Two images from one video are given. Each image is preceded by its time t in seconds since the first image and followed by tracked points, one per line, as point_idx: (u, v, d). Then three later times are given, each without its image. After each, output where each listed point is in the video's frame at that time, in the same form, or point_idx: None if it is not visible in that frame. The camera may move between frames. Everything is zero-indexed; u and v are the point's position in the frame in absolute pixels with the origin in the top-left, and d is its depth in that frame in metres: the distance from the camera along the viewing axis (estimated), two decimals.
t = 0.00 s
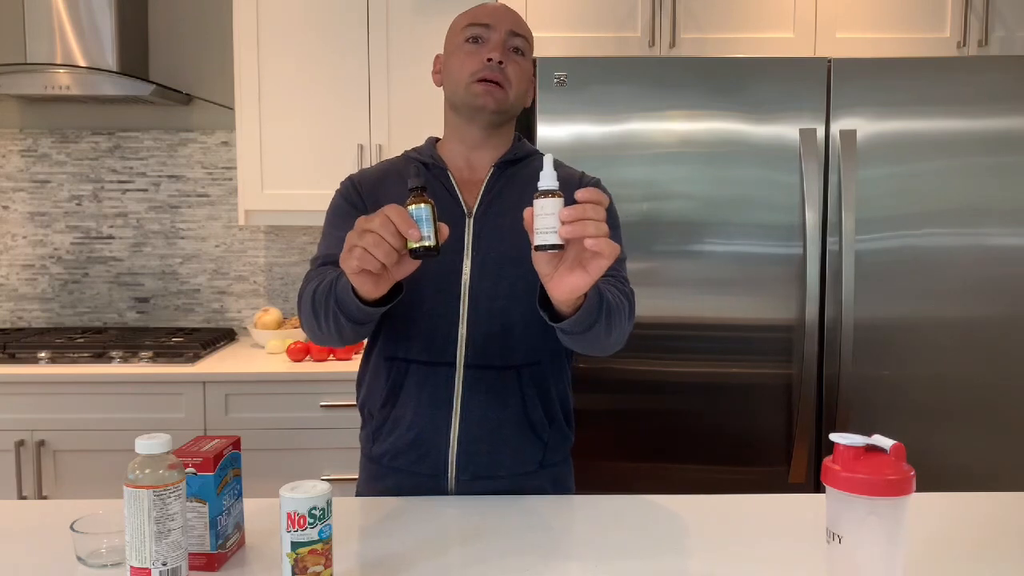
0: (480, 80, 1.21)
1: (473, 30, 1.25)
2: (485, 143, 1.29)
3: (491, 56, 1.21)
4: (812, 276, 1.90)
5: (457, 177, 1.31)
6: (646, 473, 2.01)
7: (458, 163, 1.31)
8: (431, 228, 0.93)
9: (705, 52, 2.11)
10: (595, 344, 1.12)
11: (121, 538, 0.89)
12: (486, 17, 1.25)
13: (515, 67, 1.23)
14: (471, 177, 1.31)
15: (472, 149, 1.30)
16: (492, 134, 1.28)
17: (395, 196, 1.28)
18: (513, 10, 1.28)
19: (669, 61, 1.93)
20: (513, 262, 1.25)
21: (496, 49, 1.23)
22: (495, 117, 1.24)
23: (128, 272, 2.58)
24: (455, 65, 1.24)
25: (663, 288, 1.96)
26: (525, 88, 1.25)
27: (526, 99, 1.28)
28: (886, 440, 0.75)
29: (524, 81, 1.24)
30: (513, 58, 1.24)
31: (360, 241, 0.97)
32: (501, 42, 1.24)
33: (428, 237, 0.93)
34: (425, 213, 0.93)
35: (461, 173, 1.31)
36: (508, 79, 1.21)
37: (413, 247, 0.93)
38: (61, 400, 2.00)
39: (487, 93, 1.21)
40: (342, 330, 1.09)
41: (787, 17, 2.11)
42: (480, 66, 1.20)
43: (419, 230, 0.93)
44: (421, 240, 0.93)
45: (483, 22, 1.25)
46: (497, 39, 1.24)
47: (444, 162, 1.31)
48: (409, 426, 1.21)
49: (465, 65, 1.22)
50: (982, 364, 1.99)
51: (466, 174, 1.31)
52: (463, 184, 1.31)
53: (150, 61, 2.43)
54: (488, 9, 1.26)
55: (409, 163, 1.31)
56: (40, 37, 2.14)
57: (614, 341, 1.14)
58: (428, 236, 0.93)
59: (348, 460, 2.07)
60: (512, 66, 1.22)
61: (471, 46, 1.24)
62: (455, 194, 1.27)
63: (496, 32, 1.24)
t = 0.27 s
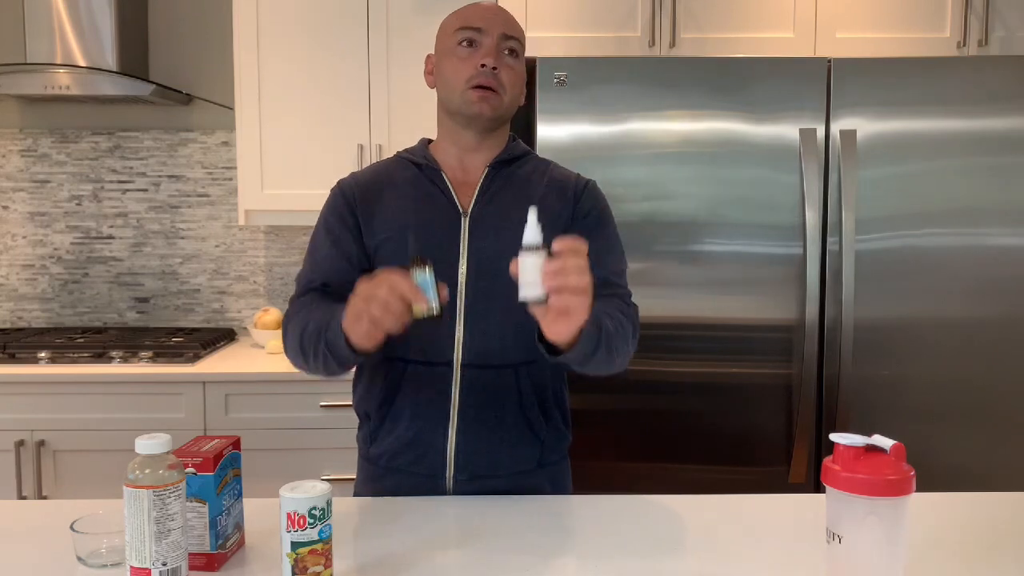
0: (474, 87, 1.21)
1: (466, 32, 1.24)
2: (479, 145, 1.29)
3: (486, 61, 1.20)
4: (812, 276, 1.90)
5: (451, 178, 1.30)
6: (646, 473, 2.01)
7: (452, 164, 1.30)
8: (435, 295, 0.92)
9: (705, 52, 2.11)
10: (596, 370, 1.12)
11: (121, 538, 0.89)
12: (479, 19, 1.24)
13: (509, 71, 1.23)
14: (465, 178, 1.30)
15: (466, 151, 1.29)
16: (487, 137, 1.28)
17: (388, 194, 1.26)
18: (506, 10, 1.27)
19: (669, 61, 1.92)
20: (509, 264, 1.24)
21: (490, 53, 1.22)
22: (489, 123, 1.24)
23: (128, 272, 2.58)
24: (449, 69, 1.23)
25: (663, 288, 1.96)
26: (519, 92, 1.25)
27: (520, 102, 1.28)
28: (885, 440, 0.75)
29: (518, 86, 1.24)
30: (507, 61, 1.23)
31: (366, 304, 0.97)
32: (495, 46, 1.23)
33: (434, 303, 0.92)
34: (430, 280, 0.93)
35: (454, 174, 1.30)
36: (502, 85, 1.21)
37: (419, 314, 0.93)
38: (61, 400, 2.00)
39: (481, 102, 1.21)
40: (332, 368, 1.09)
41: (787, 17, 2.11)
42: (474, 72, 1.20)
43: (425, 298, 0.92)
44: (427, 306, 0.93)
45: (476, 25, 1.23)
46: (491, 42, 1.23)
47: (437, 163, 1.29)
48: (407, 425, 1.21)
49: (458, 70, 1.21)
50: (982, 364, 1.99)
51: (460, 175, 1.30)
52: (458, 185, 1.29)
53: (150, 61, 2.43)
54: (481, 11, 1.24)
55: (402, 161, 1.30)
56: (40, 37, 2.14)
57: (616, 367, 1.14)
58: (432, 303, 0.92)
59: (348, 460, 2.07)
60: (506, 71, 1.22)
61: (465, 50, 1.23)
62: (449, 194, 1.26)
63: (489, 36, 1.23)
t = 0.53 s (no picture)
0: (473, 82, 1.20)
1: (465, 28, 1.23)
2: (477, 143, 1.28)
3: (484, 57, 1.20)
4: (812, 276, 1.90)
5: (449, 178, 1.28)
6: (646, 473, 2.01)
7: (449, 163, 1.29)
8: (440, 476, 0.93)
9: (705, 52, 2.11)
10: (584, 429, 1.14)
11: (121, 538, 0.89)
12: (477, 15, 1.24)
13: (507, 68, 1.22)
14: (463, 177, 1.29)
15: (463, 150, 1.28)
16: (485, 134, 1.27)
17: (386, 197, 1.24)
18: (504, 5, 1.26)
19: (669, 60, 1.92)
20: (509, 269, 1.22)
21: (489, 49, 1.21)
22: (487, 119, 1.23)
23: (128, 273, 2.58)
24: (447, 65, 1.22)
25: (663, 288, 1.96)
26: (517, 88, 1.24)
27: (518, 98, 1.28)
28: (886, 439, 0.75)
29: (517, 82, 1.24)
30: (506, 57, 1.23)
31: (377, 477, 0.97)
32: (493, 42, 1.22)
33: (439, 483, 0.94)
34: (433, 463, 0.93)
35: (451, 174, 1.29)
36: (501, 81, 1.21)
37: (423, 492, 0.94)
38: (61, 400, 2.00)
39: (480, 96, 1.20)
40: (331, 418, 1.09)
41: (787, 17, 2.11)
42: (473, 68, 1.19)
43: (430, 480, 0.93)
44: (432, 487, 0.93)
45: (475, 21, 1.23)
46: (489, 38, 1.22)
47: (433, 162, 1.28)
48: (409, 425, 1.22)
49: (457, 66, 1.21)
50: (981, 364, 1.99)
51: (458, 175, 1.29)
52: (455, 186, 1.28)
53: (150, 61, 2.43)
54: (479, 7, 1.24)
55: (400, 162, 1.28)
56: (40, 37, 2.14)
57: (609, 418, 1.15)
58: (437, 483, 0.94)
59: (348, 460, 2.07)
60: (504, 67, 1.21)
61: (464, 46, 1.23)
62: (446, 194, 1.25)
63: (488, 32, 1.23)
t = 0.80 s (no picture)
0: (476, 85, 1.20)
1: (464, 31, 1.23)
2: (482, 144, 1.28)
3: (485, 58, 1.20)
4: (812, 276, 1.90)
5: (454, 181, 1.28)
6: (647, 473, 2.01)
7: (454, 165, 1.29)
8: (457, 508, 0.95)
9: (705, 52, 2.11)
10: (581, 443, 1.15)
11: (121, 538, 0.89)
12: (475, 16, 1.23)
13: (509, 67, 1.22)
14: (469, 179, 1.28)
15: (468, 152, 1.28)
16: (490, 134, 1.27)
17: (392, 198, 1.24)
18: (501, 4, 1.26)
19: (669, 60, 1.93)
20: (514, 271, 1.21)
21: (489, 50, 1.21)
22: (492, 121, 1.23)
23: (129, 273, 2.58)
24: (449, 68, 1.22)
25: (663, 288, 1.96)
26: (520, 87, 1.24)
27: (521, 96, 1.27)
28: (886, 439, 0.75)
29: (519, 80, 1.24)
30: (506, 57, 1.23)
31: (394, 499, 0.97)
32: (493, 43, 1.22)
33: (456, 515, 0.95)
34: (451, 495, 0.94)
35: (457, 176, 1.28)
36: (504, 81, 1.21)
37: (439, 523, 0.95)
38: (61, 400, 2.00)
39: (484, 99, 1.21)
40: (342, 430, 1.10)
41: (787, 17, 2.11)
42: (475, 70, 1.19)
43: (447, 513, 0.94)
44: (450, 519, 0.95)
45: (473, 23, 1.23)
46: (489, 39, 1.22)
47: (439, 164, 1.28)
48: (414, 427, 1.23)
49: (459, 69, 1.21)
50: (982, 364, 1.99)
51: (464, 177, 1.28)
52: (461, 188, 1.27)
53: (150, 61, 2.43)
54: (476, 8, 1.24)
55: (406, 164, 1.28)
56: (40, 37, 2.14)
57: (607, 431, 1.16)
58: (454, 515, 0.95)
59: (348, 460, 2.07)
60: (506, 67, 1.21)
61: (464, 48, 1.22)
62: (452, 197, 1.24)
63: (487, 33, 1.23)
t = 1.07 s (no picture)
0: (475, 83, 1.19)
1: (455, 33, 1.23)
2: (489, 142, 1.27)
3: (480, 56, 1.19)
4: (812, 276, 1.90)
5: (462, 181, 1.27)
6: (647, 473, 2.01)
7: (461, 165, 1.28)
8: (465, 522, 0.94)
9: (705, 52, 2.11)
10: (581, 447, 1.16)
11: (121, 538, 0.89)
12: (464, 17, 1.23)
13: (506, 61, 1.21)
14: (478, 178, 1.27)
15: (475, 151, 1.27)
16: (495, 132, 1.27)
17: (399, 198, 1.24)
18: None
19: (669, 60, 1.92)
20: (519, 271, 1.21)
21: (483, 47, 1.20)
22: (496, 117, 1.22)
23: (129, 273, 2.59)
24: (447, 72, 1.22)
25: (662, 289, 1.96)
26: (520, 78, 1.22)
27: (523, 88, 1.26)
28: (886, 440, 0.75)
29: (519, 72, 1.22)
30: (502, 51, 1.21)
31: (404, 510, 0.96)
32: (486, 40, 1.21)
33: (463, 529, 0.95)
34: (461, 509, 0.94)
35: (465, 176, 1.27)
36: (502, 75, 1.20)
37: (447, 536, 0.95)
38: (61, 400, 2.00)
39: (486, 96, 1.19)
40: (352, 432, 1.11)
41: (786, 17, 2.11)
42: (472, 69, 1.18)
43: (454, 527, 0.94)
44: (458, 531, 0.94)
45: (463, 24, 1.22)
46: (481, 37, 1.21)
47: (446, 162, 1.27)
48: (420, 427, 1.23)
49: (456, 71, 1.20)
50: (982, 364, 1.99)
51: (472, 177, 1.27)
52: (468, 188, 1.27)
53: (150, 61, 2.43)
54: (464, 9, 1.23)
55: (413, 163, 1.27)
56: (40, 37, 2.14)
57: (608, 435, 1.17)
58: (461, 528, 0.94)
59: (348, 460, 2.07)
60: (502, 61, 1.20)
61: (458, 50, 1.22)
62: (459, 197, 1.24)
63: (478, 32, 1.22)
